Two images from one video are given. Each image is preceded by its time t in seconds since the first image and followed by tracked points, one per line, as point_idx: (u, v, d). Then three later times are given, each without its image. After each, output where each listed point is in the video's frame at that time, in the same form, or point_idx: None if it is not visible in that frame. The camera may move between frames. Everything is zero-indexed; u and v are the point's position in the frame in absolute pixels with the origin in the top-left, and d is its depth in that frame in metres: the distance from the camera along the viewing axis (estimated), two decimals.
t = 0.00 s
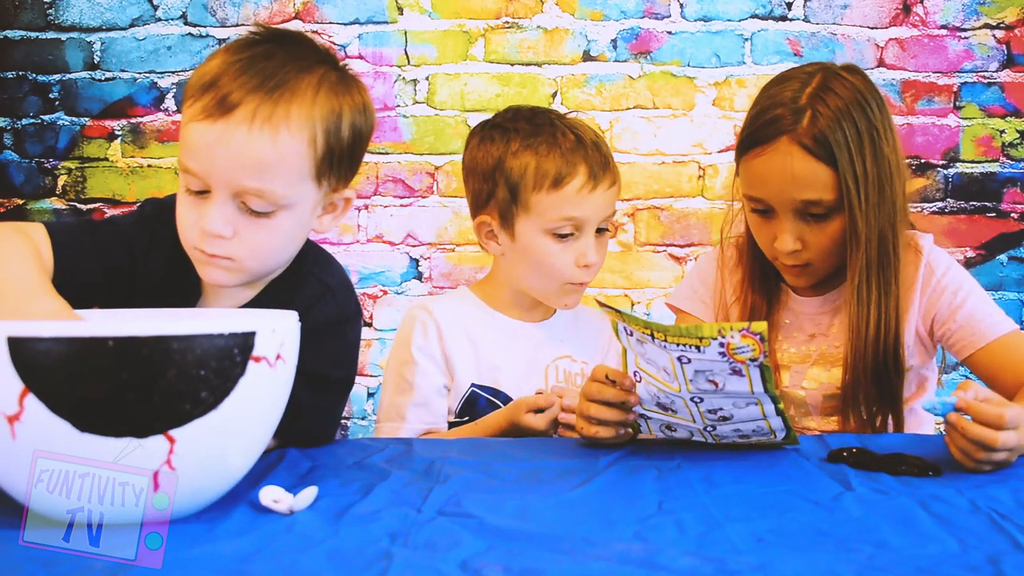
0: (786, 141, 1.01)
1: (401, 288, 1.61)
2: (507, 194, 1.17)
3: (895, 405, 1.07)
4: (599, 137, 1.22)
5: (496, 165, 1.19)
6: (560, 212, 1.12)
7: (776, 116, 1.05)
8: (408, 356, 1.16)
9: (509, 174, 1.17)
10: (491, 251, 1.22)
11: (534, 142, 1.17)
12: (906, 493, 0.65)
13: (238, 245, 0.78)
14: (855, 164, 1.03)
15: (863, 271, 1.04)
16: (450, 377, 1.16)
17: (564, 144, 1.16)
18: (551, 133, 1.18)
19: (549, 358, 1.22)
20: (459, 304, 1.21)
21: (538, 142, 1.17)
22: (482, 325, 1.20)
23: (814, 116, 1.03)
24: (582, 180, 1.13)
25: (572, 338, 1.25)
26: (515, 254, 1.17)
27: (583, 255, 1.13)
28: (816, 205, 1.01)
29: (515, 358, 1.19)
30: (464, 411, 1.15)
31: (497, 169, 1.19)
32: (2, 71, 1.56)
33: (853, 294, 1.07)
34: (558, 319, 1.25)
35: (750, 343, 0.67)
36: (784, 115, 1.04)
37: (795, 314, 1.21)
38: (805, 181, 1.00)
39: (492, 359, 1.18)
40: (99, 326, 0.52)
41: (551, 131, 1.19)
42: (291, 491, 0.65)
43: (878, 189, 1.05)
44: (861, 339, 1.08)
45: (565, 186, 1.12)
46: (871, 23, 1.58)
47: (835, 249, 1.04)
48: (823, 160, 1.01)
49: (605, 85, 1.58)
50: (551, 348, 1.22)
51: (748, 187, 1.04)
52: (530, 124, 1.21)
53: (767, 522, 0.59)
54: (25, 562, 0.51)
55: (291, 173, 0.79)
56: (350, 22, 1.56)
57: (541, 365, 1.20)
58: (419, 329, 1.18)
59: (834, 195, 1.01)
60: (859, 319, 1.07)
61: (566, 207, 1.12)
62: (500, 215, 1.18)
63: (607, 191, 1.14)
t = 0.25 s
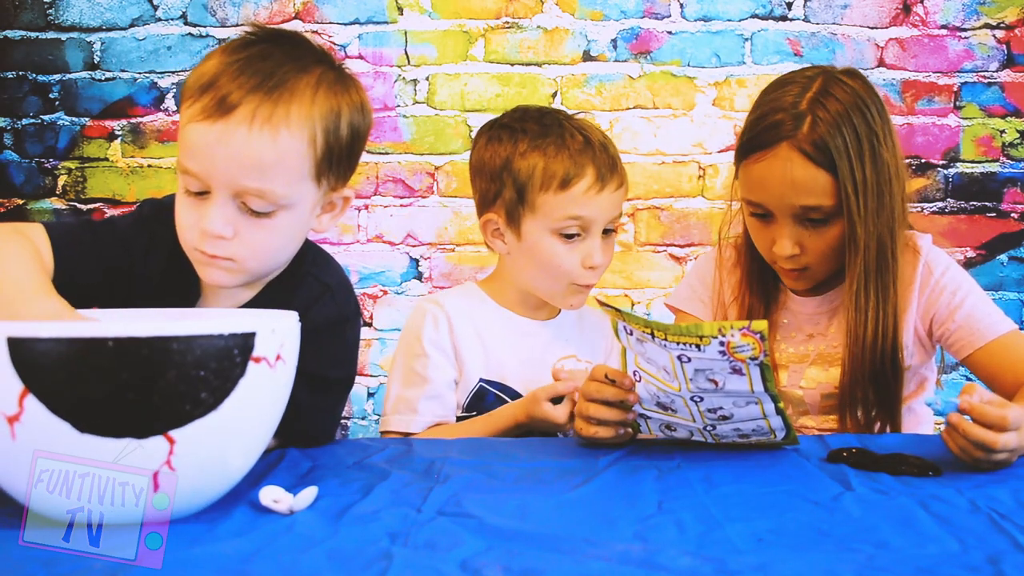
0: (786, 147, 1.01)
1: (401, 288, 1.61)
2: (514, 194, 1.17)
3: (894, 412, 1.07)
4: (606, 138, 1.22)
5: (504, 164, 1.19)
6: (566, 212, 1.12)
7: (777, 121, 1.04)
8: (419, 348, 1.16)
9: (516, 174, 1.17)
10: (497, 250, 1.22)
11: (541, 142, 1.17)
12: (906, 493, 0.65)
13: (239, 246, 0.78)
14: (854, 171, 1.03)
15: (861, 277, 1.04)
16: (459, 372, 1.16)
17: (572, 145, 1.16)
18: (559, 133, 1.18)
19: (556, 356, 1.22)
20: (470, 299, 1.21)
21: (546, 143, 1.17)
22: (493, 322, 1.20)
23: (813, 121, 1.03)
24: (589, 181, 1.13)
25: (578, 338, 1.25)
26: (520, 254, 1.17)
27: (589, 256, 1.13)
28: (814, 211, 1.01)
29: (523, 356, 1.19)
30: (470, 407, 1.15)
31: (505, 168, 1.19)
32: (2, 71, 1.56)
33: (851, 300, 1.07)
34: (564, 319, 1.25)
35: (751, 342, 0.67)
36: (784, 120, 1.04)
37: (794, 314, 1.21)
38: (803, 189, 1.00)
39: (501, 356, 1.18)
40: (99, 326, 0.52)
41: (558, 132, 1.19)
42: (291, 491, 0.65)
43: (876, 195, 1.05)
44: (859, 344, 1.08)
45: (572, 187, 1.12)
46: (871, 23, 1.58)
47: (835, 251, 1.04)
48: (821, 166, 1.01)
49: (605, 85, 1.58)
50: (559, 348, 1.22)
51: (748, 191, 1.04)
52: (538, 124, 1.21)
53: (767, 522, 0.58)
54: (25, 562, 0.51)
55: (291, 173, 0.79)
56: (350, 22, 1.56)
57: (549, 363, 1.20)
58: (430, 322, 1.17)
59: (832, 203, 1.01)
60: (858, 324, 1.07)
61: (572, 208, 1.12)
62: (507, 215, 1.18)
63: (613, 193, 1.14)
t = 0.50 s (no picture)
0: (788, 147, 1.01)
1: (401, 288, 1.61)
2: (520, 190, 1.17)
3: (893, 414, 1.07)
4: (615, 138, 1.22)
5: (512, 161, 1.19)
6: (571, 210, 1.12)
7: (777, 121, 1.05)
8: (421, 347, 1.16)
9: (523, 171, 1.17)
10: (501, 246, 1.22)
11: (550, 140, 1.17)
12: (906, 493, 0.65)
13: (237, 248, 0.78)
14: (855, 172, 1.03)
15: (860, 278, 1.04)
16: (462, 372, 1.16)
17: (580, 143, 1.16)
18: (568, 132, 1.19)
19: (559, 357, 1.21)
20: (473, 298, 1.21)
21: (553, 141, 1.17)
22: (495, 321, 1.20)
23: (813, 121, 1.03)
24: (595, 180, 1.13)
25: (581, 338, 1.25)
26: (525, 251, 1.17)
27: (593, 256, 1.13)
28: (814, 211, 1.01)
29: (526, 356, 1.19)
30: (472, 407, 1.15)
31: (512, 164, 1.19)
32: (2, 71, 1.56)
33: (850, 302, 1.07)
34: (566, 319, 1.24)
35: (748, 337, 0.67)
36: (785, 121, 1.04)
37: (794, 314, 1.21)
38: (803, 189, 1.00)
39: (503, 356, 1.18)
40: (99, 327, 0.52)
41: (567, 130, 1.19)
42: (291, 491, 0.65)
43: (876, 196, 1.05)
44: (858, 346, 1.08)
45: (578, 185, 1.13)
46: (871, 23, 1.58)
47: (834, 251, 1.04)
48: (819, 167, 1.01)
49: (605, 85, 1.58)
50: (562, 348, 1.22)
51: (748, 192, 1.04)
52: (548, 121, 1.21)
53: (767, 522, 0.58)
54: (25, 562, 0.51)
55: (288, 175, 0.79)
56: (350, 22, 1.56)
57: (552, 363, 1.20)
58: (433, 320, 1.17)
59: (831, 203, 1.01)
60: (857, 326, 1.07)
61: (578, 206, 1.12)
62: (512, 211, 1.18)
63: (619, 194, 1.14)
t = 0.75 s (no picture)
0: (788, 146, 1.01)
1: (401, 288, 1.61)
2: (528, 178, 1.18)
3: (894, 414, 1.08)
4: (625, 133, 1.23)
5: (523, 149, 1.20)
6: (578, 199, 1.13)
7: (777, 121, 1.05)
8: (420, 346, 1.16)
9: (532, 159, 1.18)
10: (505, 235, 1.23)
11: (560, 130, 1.19)
12: (906, 493, 0.65)
13: (233, 250, 0.78)
14: (857, 173, 1.03)
15: (862, 278, 1.04)
16: (461, 371, 1.16)
17: (590, 133, 1.17)
18: (578, 123, 1.20)
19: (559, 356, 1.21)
20: (473, 297, 1.20)
21: (563, 131, 1.18)
22: (495, 320, 1.19)
23: (811, 122, 1.03)
24: (603, 169, 1.13)
25: (582, 337, 1.25)
26: (530, 241, 1.18)
27: (597, 247, 1.13)
28: (813, 212, 1.01)
29: (525, 355, 1.19)
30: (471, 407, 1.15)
31: (521, 155, 1.20)
32: (2, 71, 1.56)
33: (852, 303, 1.07)
34: (567, 318, 1.24)
35: (747, 339, 0.67)
36: (786, 120, 1.04)
37: (794, 314, 1.21)
38: (803, 190, 1.00)
39: (502, 355, 1.18)
40: (99, 327, 0.52)
41: (576, 122, 1.20)
42: (291, 491, 0.65)
43: (878, 196, 1.05)
44: (859, 347, 1.08)
45: (585, 173, 1.13)
46: (871, 23, 1.58)
47: (834, 251, 1.04)
48: (817, 168, 1.01)
49: (605, 85, 1.58)
50: (562, 347, 1.21)
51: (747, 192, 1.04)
52: (559, 113, 1.23)
53: (767, 522, 0.58)
54: (25, 562, 0.51)
55: (283, 177, 0.79)
56: (350, 22, 1.56)
57: (552, 363, 1.20)
58: (432, 319, 1.17)
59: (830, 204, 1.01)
60: (860, 326, 1.07)
61: (584, 195, 1.13)
62: (519, 199, 1.19)
63: (626, 184, 1.14)
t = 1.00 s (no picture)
0: (786, 147, 1.01)
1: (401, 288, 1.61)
2: (535, 168, 1.19)
3: (893, 413, 1.08)
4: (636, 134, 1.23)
5: (533, 140, 1.21)
6: (583, 189, 1.13)
7: (776, 121, 1.05)
8: (417, 343, 1.16)
9: (540, 151, 1.19)
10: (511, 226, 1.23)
11: (570, 124, 1.19)
12: (906, 493, 0.65)
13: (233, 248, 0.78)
14: (854, 173, 1.02)
15: (860, 280, 1.04)
16: (459, 369, 1.16)
17: (599, 126, 1.18)
18: (588, 118, 1.21)
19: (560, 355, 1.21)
20: (472, 295, 1.21)
21: (572, 125, 1.19)
22: (493, 318, 1.19)
23: (813, 121, 1.03)
24: (609, 160, 1.14)
25: (582, 336, 1.24)
26: (534, 233, 1.18)
27: (601, 240, 1.13)
28: (812, 211, 1.01)
29: (525, 353, 1.19)
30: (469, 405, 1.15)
31: (529, 146, 1.21)
32: (2, 71, 1.56)
33: (852, 304, 1.07)
34: (569, 317, 1.24)
35: (751, 347, 0.67)
36: (784, 120, 1.04)
37: (794, 315, 1.21)
38: (803, 189, 1.01)
39: (501, 353, 1.18)
40: (100, 327, 0.52)
41: (586, 117, 1.21)
42: (291, 491, 0.65)
43: (876, 197, 1.05)
44: (858, 347, 1.08)
45: (591, 163, 1.14)
46: (871, 23, 1.58)
47: (834, 250, 1.04)
48: (819, 167, 1.01)
49: (605, 85, 1.58)
50: (562, 345, 1.21)
51: (747, 191, 1.04)
52: (569, 109, 1.24)
53: (767, 522, 0.59)
54: (25, 562, 0.51)
55: (285, 176, 0.79)
56: (350, 22, 1.56)
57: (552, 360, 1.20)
58: (431, 317, 1.17)
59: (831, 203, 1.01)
60: (858, 327, 1.07)
61: (590, 184, 1.13)
62: (526, 190, 1.20)
63: (633, 177, 1.14)
